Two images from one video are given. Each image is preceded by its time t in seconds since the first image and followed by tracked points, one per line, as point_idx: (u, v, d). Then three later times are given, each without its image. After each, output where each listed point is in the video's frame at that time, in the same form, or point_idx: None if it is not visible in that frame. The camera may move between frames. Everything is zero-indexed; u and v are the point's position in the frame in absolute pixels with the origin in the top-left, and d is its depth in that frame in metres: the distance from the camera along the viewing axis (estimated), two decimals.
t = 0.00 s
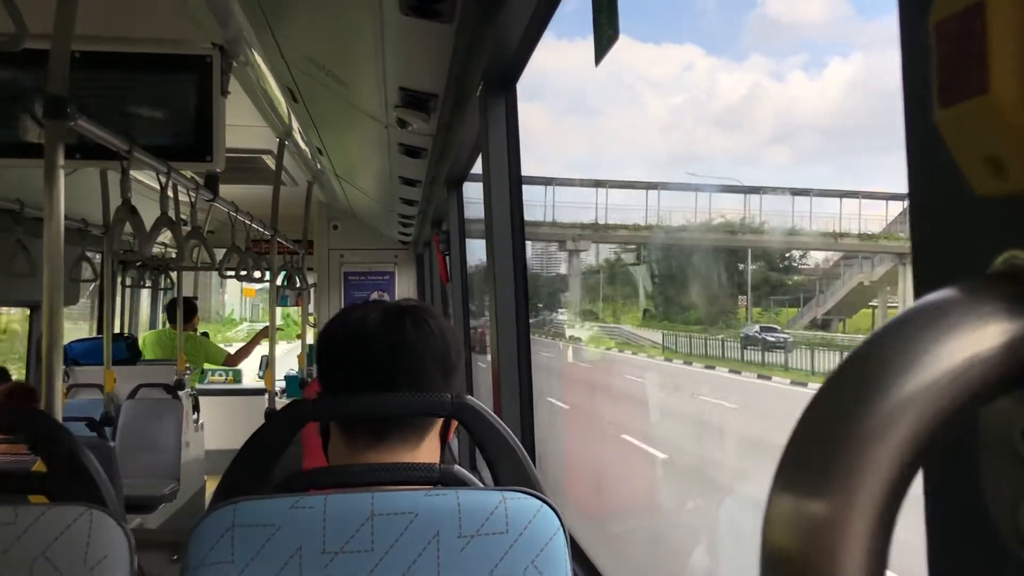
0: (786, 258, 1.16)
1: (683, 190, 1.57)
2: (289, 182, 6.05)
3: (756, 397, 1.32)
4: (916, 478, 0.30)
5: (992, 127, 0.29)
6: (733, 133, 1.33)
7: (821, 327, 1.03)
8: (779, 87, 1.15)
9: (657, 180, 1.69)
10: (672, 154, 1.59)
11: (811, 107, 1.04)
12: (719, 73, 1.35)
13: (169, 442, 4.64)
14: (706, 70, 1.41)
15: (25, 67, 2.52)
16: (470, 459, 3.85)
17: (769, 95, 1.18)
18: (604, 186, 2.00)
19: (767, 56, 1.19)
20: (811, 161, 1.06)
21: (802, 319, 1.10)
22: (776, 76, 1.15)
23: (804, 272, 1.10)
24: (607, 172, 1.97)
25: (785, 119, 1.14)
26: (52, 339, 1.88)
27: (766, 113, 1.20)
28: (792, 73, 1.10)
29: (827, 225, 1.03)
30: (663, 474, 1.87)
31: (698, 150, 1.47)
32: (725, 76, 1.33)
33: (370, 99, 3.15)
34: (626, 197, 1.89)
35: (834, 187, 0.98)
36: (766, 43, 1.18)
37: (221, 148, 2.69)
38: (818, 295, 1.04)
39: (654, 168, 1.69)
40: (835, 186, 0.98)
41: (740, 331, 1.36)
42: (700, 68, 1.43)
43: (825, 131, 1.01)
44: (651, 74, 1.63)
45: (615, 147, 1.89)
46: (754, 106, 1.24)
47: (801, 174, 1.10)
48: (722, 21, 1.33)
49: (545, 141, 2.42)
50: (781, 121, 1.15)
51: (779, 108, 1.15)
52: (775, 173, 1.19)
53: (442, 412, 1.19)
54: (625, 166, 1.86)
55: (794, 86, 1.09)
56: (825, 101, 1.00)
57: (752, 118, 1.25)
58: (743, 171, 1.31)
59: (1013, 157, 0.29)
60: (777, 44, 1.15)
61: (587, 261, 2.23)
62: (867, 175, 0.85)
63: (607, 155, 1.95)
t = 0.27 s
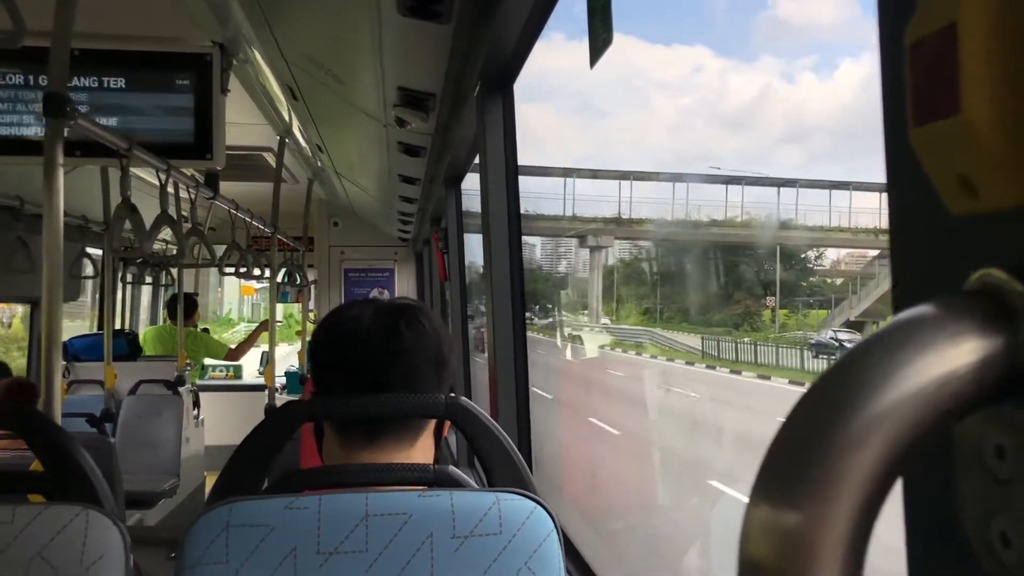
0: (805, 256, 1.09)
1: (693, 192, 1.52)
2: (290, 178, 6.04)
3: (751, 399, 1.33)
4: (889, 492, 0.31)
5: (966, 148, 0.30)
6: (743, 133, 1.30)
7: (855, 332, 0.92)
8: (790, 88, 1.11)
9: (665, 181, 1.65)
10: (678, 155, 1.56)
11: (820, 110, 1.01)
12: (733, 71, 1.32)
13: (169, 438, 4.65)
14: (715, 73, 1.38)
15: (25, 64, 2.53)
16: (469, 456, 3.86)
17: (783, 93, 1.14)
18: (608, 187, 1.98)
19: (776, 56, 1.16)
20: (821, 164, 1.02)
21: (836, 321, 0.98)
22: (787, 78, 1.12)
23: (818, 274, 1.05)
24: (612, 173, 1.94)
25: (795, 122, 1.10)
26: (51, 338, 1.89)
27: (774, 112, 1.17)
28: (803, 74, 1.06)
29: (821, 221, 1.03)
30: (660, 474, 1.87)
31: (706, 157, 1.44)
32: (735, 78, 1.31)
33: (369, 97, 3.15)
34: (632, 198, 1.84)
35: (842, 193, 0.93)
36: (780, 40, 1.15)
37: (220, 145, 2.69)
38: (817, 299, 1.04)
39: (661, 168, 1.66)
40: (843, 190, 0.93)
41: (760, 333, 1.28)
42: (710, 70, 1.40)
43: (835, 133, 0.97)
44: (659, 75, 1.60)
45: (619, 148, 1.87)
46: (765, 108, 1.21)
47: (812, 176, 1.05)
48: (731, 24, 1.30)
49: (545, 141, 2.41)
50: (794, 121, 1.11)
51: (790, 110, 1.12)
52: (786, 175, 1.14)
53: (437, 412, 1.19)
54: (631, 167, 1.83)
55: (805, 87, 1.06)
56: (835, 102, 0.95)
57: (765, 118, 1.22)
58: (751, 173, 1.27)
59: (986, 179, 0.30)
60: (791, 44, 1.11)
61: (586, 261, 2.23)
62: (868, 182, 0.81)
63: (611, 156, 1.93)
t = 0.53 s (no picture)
0: (821, 248, 1.04)
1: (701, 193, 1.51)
2: (291, 176, 6.04)
3: (758, 395, 1.32)
4: (923, 480, 0.30)
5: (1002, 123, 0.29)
6: (752, 132, 1.29)
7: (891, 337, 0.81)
8: (801, 89, 1.10)
9: (673, 182, 1.64)
10: (688, 153, 1.55)
11: (834, 109, 1.00)
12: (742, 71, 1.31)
13: (169, 436, 4.64)
14: (726, 72, 1.37)
15: (26, 59, 2.52)
16: (471, 455, 3.85)
17: (796, 96, 1.13)
18: (614, 186, 1.97)
19: (790, 55, 1.14)
20: (832, 162, 1.01)
21: (869, 324, 0.89)
22: (798, 77, 1.11)
23: (827, 274, 1.01)
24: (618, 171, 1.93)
25: (806, 123, 1.09)
26: (53, 333, 1.88)
27: (785, 112, 1.16)
28: (814, 73, 1.05)
29: (832, 214, 1.02)
30: (665, 471, 1.86)
31: (718, 157, 1.43)
32: (746, 76, 1.30)
33: (371, 93, 3.15)
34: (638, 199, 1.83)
35: (857, 194, 0.92)
36: (790, 42, 1.14)
37: (223, 141, 2.68)
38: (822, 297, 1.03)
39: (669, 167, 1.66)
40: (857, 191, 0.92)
41: (772, 333, 1.23)
42: (722, 69, 1.39)
43: (849, 134, 0.96)
44: (671, 74, 1.58)
45: (626, 147, 1.86)
46: (777, 108, 1.20)
47: (823, 176, 1.04)
48: (744, 21, 1.29)
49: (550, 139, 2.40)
50: (806, 121, 1.09)
51: (802, 111, 1.11)
52: (796, 175, 1.13)
53: (442, 407, 1.18)
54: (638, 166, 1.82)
55: (816, 87, 1.05)
56: (850, 103, 0.95)
57: (776, 121, 1.21)
58: (762, 172, 1.26)
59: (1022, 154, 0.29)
60: (801, 43, 1.10)
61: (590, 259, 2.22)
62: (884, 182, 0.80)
63: (618, 155, 1.92)
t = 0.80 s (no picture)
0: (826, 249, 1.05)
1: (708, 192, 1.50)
2: (292, 176, 6.04)
3: (759, 396, 1.33)
4: (917, 485, 0.30)
5: (996, 132, 0.29)
6: (759, 132, 1.28)
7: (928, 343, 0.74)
8: (810, 87, 1.09)
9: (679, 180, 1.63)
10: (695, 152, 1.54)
11: (843, 106, 0.99)
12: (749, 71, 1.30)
13: (171, 436, 4.65)
14: (733, 71, 1.36)
15: (29, 60, 2.52)
16: (472, 455, 3.85)
17: (802, 90, 1.12)
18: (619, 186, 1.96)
19: (800, 54, 1.13)
20: (840, 162, 1.00)
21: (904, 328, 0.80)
22: (807, 76, 1.10)
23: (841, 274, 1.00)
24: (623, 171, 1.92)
25: (814, 118, 1.08)
26: (54, 334, 1.88)
27: (793, 108, 1.15)
28: (823, 71, 1.04)
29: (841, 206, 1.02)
30: (665, 472, 1.87)
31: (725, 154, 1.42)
32: (753, 74, 1.28)
33: (372, 93, 3.15)
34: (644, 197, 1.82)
35: (865, 193, 0.91)
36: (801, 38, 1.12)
37: (224, 142, 2.68)
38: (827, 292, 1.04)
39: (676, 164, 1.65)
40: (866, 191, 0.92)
41: (777, 333, 1.22)
42: (728, 67, 1.38)
43: (857, 132, 0.95)
44: (680, 72, 1.56)
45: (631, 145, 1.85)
46: (785, 106, 1.18)
47: (833, 173, 1.03)
48: (751, 20, 1.28)
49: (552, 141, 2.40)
50: (817, 115, 1.08)
51: (810, 108, 1.09)
52: (803, 175, 1.12)
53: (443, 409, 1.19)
54: (643, 166, 1.81)
55: (825, 85, 1.04)
56: (858, 98, 0.94)
57: (784, 117, 1.19)
58: (768, 173, 1.25)
59: (1017, 163, 0.29)
60: (810, 40, 1.09)
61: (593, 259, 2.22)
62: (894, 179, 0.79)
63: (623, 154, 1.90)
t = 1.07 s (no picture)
0: (830, 252, 1.05)
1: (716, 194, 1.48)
2: (292, 178, 6.04)
3: (759, 398, 1.33)
4: (914, 493, 0.30)
5: (991, 138, 0.29)
6: (764, 131, 1.26)
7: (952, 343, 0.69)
8: (816, 85, 1.08)
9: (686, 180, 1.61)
10: (701, 151, 1.53)
11: (850, 106, 0.97)
12: (756, 72, 1.28)
13: (172, 440, 4.64)
14: (740, 69, 1.34)
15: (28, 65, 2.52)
16: (472, 457, 3.85)
17: (808, 80, 1.10)
18: (621, 188, 1.95)
19: (806, 51, 1.10)
20: (847, 159, 0.98)
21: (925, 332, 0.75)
22: (814, 73, 1.08)
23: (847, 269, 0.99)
24: (624, 172, 1.91)
25: (819, 115, 1.07)
26: (54, 339, 1.88)
27: (797, 106, 1.14)
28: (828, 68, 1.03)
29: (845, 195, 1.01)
30: (665, 474, 1.87)
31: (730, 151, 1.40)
32: (760, 72, 1.26)
33: (371, 96, 3.15)
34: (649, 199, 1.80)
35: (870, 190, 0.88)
36: (803, 38, 1.11)
37: (223, 146, 2.68)
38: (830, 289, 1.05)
39: (681, 163, 1.63)
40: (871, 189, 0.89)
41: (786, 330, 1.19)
42: (736, 65, 1.36)
43: (863, 129, 0.92)
44: (687, 70, 1.54)
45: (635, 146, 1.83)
46: (791, 105, 1.16)
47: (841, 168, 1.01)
48: (757, 19, 1.26)
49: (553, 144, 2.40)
50: (823, 114, 1.06)
51: (816, 107, 1.07)
52: (808, 176, 1.12)
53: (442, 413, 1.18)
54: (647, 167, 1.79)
55: (831, 83, 1.02)
56: (864, 96, 0.91)
57: (788, 116, 1.17)
58: (774, 172, 1.24)
59: (1011, 169, 0.29)
60: (814, 36, 1.07)
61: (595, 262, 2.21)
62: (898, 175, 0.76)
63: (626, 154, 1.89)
